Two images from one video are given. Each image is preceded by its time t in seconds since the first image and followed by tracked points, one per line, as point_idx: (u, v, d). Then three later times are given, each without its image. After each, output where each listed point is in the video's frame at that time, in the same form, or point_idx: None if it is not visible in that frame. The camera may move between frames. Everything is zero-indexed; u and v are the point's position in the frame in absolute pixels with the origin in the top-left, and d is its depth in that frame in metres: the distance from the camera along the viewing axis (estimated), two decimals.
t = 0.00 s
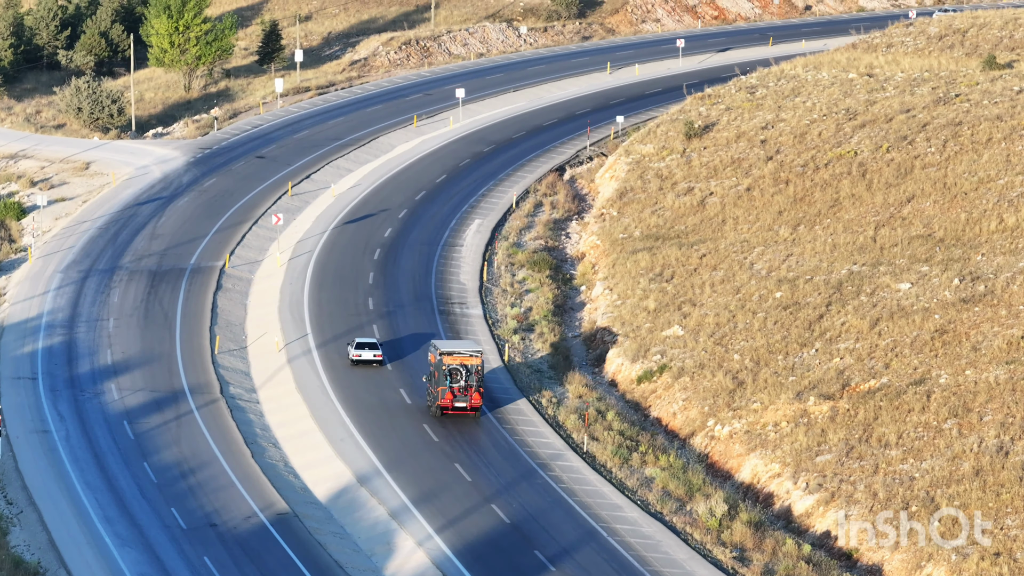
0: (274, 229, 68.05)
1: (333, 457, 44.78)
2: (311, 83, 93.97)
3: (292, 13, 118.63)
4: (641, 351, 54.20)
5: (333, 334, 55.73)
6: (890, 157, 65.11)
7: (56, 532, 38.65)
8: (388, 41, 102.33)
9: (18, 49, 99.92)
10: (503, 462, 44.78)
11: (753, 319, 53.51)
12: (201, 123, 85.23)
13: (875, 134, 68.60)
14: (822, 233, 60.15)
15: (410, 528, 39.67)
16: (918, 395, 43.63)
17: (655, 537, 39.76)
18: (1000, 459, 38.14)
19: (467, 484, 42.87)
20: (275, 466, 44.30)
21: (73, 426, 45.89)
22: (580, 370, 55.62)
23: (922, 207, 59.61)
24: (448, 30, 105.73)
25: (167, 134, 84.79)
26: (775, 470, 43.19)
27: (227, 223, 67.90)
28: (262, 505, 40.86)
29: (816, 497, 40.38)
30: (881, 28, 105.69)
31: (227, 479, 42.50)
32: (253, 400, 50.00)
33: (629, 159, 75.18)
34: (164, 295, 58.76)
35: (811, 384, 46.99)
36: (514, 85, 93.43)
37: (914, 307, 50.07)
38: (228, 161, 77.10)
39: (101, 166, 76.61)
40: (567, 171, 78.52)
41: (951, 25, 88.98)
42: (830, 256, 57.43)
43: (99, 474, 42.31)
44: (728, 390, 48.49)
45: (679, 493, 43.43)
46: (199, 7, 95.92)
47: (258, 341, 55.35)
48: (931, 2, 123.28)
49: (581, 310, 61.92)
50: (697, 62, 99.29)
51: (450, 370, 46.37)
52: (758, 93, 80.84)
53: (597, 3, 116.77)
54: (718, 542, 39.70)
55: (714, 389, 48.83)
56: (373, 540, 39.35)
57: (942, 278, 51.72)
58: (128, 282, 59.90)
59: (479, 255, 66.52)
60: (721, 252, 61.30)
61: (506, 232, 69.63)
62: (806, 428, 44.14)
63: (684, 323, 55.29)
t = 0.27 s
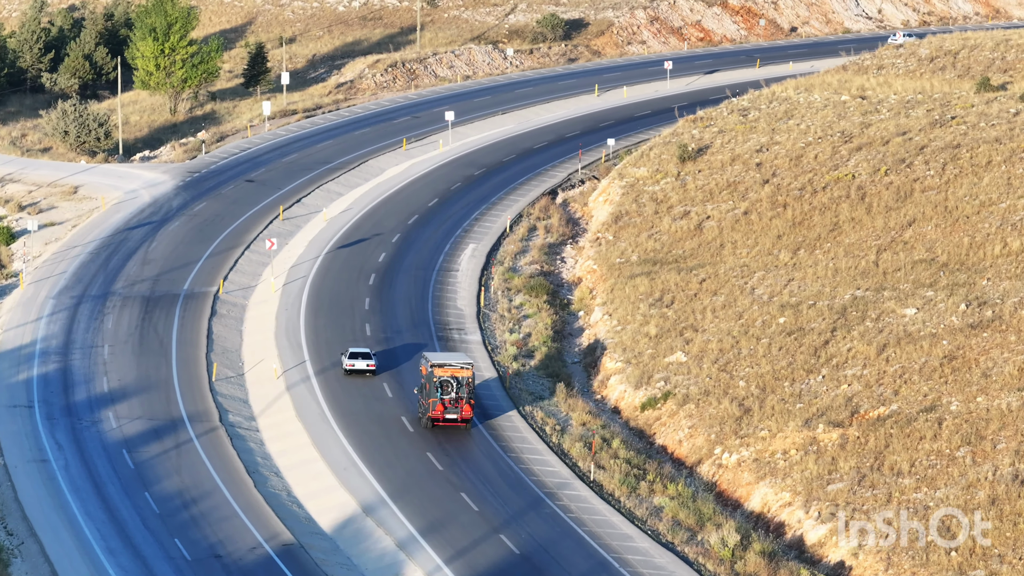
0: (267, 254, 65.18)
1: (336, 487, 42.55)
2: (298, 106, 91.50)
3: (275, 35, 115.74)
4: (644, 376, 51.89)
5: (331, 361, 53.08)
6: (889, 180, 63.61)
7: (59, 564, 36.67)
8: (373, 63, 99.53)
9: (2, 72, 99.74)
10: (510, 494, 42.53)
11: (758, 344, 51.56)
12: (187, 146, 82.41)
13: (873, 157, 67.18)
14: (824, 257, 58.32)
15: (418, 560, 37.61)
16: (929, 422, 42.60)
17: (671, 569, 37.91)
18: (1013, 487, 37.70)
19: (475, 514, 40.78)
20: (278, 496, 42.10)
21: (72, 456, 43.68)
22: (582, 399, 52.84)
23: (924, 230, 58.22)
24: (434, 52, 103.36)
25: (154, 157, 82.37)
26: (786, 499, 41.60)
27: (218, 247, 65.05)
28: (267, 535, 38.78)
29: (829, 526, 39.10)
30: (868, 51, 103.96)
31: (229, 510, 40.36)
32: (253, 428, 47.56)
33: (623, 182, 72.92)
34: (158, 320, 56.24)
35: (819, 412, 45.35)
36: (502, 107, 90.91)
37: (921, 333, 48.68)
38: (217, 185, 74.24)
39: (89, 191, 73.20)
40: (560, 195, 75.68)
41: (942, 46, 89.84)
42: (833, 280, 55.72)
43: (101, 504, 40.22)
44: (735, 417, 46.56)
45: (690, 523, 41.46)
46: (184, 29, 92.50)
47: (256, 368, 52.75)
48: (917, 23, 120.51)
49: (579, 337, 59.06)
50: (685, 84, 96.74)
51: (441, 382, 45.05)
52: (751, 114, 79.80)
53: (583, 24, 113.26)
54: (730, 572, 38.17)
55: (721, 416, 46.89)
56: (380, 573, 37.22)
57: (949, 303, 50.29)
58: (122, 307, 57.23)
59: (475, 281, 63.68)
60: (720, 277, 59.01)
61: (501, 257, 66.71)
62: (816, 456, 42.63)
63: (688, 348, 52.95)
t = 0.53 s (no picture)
0: (262, 275, 65.05)
1: (342, 512, 41.93)
2: (288, 125, 91.26)
3: (263, 54, 116.45)
4: (649, 400, 50.94)
5: (332, 384, 52.58)
6: (891, 200, 62.32)
7: None
8: (363, 82, 99.02)
9: None
10: (518, 519, 41.91)
11: (763, 366, 50.49)
12: (179, 165, 81.84)
13: (873, 176, 65.69)
14: (827, 278, 57.14)
15: None
16: (941, 444, 41.63)
17: None
18: None
19: (484, 539, 40.07)
20: (283, 521, 41.50)
21: (73, 480, 43.13)
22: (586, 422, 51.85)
23: (928, 251, 57.06)
24: (423, 70, 102.80)
25: (145, 177, 81.73)
26: (799, 523, 40.35)
27: (213, 269, 64.63)
28: (274, 562, 38.12)
29: (843, 551, 37.66)
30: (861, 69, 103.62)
31: (235, 536, 39.70)
32: (255, 452, 47.22)
33: (620, 202, 71.18)
34: (156, 343, 55.75)
35: (829, 435, 44.28)
36: (493, 127, 90.45)
37: (931, 355, 47.46)
38: (209, 206, 73.81)
39: (81, 212, 72.42)
40: (555, 215, 74.66)
41: (935, 63, 86.66)
42: (837, 301, 54.60)
43: (104, 530, 39.52)
44: (743, 441, 45.58)
45: (702, 549, 40.39)
46: (174, 48, 92.55)
47: (256, 391, 52.33)
48: (906, 41, 119.77)
49: (580, 359, 58.12)
50: (676, 103, 96.41)
51: (436, 391, 45.74)
52: (746, 134, 77.70)
53: (572, 43, 113.75)
54: None
55: (729, 440, 45.86)
56: None
57: (957, 324, 49.20)
58: (118, 330, 56.80)
59: (473, 302, 63.01)
60: (723, 298, 57.86)
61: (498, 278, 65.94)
62: (828, 479, 41.49)
63: (693, 370, 51.97)
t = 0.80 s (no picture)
0: (259, 297, 63.76)
1: (350, 538, 40.92)
2: (280, 146, 90.47)
3: (251, 75, 114.76)
4: (656, 424, 49.75)
5: (334, 408, 51.47)
6: (893, 221, 62.09)
7: None
8: (353, 103, 98.28)
9: None
10: (530, 546, 40.96)
11: (771, 390, 49.49)
12: (171, 188, 80.75)
13: (874, 198, 65.48)
14: (833, 301, 56.56)
15: None
16: (956, 469, 40.91)
17: None
18: None
19: (495, 567, 39.11)
20: (290, 548, 40.44)
21: (75, 506, 41.93)
22: (592, 446, 50.75)
23: (934, 272, 56.83)
24: (414, 92, 101.33)
25: (137, 199, 80.71)
26: (813, 550, 39.22)
27: (209, 292, 63.33)
28: None
29: None
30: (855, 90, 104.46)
31: (243, 563, 38.64)
32: (259, 477, 45.91)
33: (618, 224, 70.82)
34: (154, 366, 54.48)
35: (841, 459, 43.45)
36: (487, 148, 90.05)
37: (942, 378, 46.63)
38: (204, 228, 72.63)
39: (74, 235, 71.03)
40: (552, 237, 74.27)
41: (930, 84, 85.94)
42: (844, 324, 53.96)
43: (109, 558, 38.37)
44: (754, 465, 44.57)
45: None
46: (165, 69, 91.35)
47: (257, 417, 51.06)
48: (896, 62, 120.60)
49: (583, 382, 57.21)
50: (668, 124, 96.54)
51: (431, 403, 46.20)
52: (743, 155, 77.36)
53: (562, 64, 112.16)
54: None
55: (739, 464, 44.84)
56: None
57: (967, 346, 48.40)
58: (116, 353, 55.43)
59: (474, 325, 61.95)
60: (727, 321, 57.01)
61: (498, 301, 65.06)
62: (842, 504, 40.64)
63: (700, 394, 50.77)
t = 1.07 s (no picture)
0: (254, 319, 62.51)
1: (355, 564, 39.75)
2: (269, 167, 89.66)
3: (237, 95, 113.31)
4: (661, 448, 48.53)
5: (333, 432, 50.20)
6: (895, 242, 60.75)
7: None
8: (342, 123, 97.61)
9: None
10: (539, 571, 39.72)
11: (777, 413, 48.26)
12: (160, 209, 79.84)
13: (873, 218, 64.25)
14: (835, 322, 55.21)
15: None
16: (971, 493, 39.82)
17: None
18: None
19: None
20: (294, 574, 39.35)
21: (76, 532, 41.03)
22: (596, 469, 49.36)
23: (937, 293, 55.32)
24: (402, 112, 101.50)
25: (126, 220, 79.76)
26: None
27: (203, 314, 62.11)
28: None
29: None
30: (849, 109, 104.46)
31: None
32: (261, 502, 44.85)
33: (615, 245, 69.63)
34: (150, 389, 53.51)
35: (853, 483, 42.38)
36: (478, 169, 89.13)
37: (953, 401, 45.31)
38: (195, 249, 71.57)
39: (65, 256, 70.62)
40: (546, 257, 72.99)
41: (922, 104, 84.73)
42: (849, 345, 52.57)
43: None
44: (764, 488, 43.37)
45: None
46: (152, 89, 91.62)
47: (256, 440, 49.93)
48: (885, 82, 120.85)
49: (585, 405, 55.57)
50: (658, 144, 96.34)
51: (423, 411, 46.84)
52: (738, 175, 76.07)
53: (550, 83, 112.40)
54: None
55: (747, 488, 43.71)
56: None
57: (976, 368, 47.04)
58: (111, 376, 54.45)
59: (473, 347, 60.59)
60: (729, 342, 55.66)
61: (496, 322, 63.91)
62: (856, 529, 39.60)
63: (705, 417, 49.49)
